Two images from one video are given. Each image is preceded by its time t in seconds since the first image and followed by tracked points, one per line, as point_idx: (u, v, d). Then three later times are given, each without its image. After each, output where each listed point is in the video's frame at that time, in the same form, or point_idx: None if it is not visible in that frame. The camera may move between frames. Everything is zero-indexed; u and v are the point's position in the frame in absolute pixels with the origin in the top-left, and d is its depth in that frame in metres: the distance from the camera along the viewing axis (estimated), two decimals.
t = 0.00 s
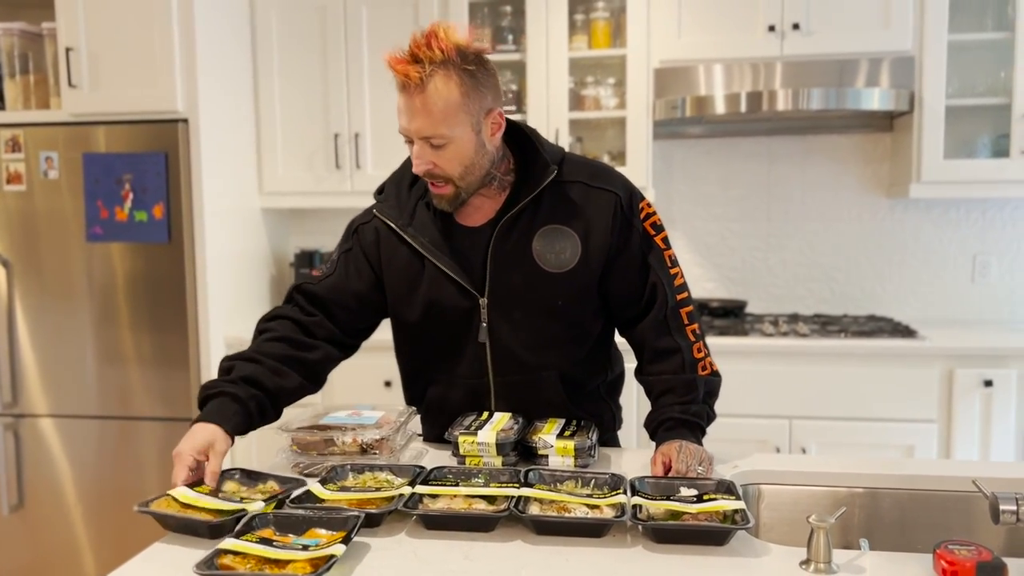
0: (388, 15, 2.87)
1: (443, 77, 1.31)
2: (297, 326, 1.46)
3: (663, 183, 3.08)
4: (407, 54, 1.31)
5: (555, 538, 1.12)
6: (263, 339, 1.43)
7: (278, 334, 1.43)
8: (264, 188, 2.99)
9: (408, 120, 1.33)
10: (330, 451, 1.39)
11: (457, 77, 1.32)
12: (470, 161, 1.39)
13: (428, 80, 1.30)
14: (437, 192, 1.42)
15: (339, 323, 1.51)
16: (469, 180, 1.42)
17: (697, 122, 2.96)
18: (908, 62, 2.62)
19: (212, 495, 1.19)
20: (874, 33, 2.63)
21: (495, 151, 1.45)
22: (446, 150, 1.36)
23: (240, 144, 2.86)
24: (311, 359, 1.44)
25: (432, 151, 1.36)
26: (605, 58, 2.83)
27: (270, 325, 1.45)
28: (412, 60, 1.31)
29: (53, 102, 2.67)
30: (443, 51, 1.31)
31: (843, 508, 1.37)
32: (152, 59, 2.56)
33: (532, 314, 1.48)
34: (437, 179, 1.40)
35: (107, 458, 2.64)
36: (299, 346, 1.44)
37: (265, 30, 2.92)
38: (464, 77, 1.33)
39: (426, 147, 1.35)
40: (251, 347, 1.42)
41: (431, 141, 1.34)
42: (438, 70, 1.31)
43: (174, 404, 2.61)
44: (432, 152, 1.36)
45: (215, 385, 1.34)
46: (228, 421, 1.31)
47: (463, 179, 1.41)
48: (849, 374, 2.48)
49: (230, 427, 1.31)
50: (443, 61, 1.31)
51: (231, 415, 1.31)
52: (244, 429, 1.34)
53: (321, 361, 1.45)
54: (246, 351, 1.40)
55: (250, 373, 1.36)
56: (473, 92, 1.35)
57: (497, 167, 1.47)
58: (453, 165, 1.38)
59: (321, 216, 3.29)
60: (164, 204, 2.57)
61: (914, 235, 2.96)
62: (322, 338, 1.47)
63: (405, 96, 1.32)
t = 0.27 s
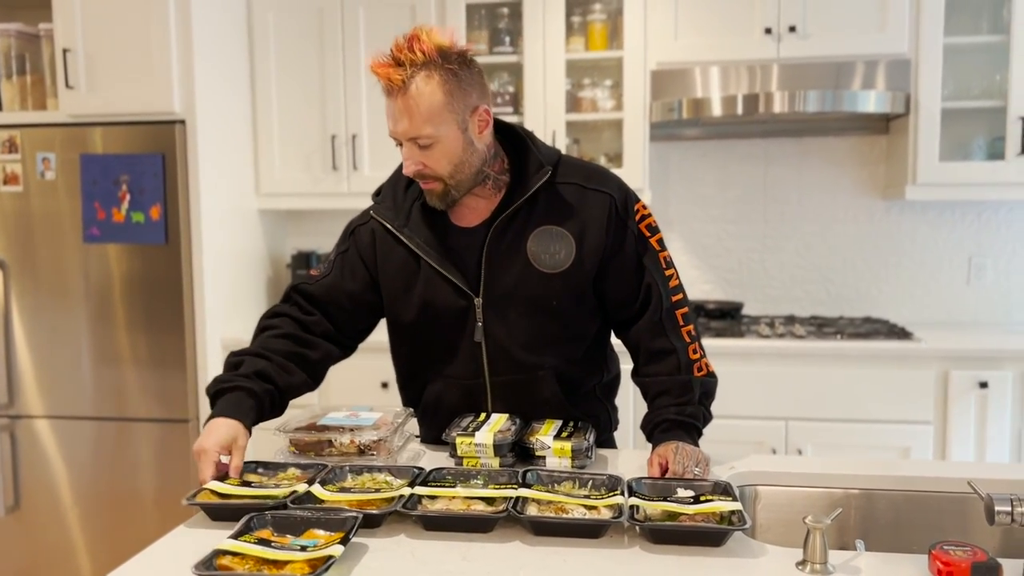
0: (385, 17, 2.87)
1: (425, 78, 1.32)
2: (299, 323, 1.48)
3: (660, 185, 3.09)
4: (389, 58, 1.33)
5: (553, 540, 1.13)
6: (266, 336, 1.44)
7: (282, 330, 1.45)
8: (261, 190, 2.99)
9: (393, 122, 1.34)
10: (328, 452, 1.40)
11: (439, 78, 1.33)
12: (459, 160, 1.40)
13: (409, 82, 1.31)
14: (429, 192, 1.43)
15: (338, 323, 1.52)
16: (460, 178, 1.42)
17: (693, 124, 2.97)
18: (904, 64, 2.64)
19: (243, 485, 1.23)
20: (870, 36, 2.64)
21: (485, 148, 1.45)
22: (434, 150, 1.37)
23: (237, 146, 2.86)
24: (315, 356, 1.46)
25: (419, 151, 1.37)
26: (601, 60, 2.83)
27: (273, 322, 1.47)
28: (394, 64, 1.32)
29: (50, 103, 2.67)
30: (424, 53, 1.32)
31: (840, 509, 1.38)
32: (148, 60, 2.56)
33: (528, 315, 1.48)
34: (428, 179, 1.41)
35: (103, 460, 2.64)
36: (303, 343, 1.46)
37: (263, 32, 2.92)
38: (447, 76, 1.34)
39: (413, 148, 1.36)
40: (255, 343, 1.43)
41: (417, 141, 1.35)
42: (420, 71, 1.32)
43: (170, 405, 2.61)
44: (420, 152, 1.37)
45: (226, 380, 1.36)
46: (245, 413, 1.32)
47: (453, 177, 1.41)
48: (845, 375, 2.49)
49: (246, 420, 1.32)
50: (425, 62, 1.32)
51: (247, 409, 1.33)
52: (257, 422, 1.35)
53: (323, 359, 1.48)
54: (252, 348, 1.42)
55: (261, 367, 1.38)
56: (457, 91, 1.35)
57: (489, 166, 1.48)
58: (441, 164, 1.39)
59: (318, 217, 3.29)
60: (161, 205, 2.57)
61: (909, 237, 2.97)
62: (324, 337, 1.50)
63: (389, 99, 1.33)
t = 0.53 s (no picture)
0: (382, 19, 2.88)
1: (407, 76, 1.33)
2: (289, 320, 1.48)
3: (655, 187, 3.10)
4: (372, 62, 1.35)
5: (550, 541, 1.13)
6: (256, 333, 1.44)
7: (272, 327, 1.45)
8: (257, 192, 2.99)
9: (377, 122, 1.35)
10: (325, 454, 1.40)
11: (422, 76, 1.34)
12: (446, 157, 1.39)
13: (391, 81, 1.33)
14: (419, 192, 1.43)
15: (328, 323, 1.52)
16: (449, 177, 1.42)
17: (689, 126, 2.98)
18: (899, 67, 2.65)
19: (242, 488, 1.24)
20: (865, 39, 2.65)
21: (472, 146, 1.45)
22: (420, 148, 1.37)
23: (233, 149, 2.86)
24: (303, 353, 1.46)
25: (406, 151, 1.37)
26: (598, 63, 2.84)
27: (263, 320, 1.47)
28: (376, 66, 1.34)
29: (46, 105, 2.67)
30: (405, 54, 1.34)
31: (835, 511, 1.38)
32: (144, 62, 2.56)
33: (522, 317, 1.49)
34: (417, 178, 1.40)
35: (98, 462, 2.64)
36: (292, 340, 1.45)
37: (259, 34, 2.92)
38: (429, 74, 1.34)
39: (399, 148, 1.37)
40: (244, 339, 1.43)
41: (403, 140, 1.36)
42: (402, 71, 1.33)
43: (166, 408, 2.61)
44: (407, 151, 1.37)
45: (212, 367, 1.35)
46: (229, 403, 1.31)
47: (442, 176, 1.41)
48: (840, 377, 2.49)
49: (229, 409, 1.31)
50: (407, 63, 1.34)
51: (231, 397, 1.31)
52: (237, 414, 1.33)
53: (311, 357, 1.47)
54: (240, 343, 1.42)
55: (247, 358, 1.37)
56: (440, 89, 1.36)
57: (478, 164, 1.48)
58: (429, 162, 1.38)
59: (314, 220, 3.29)
60: (157, 207, 2.57)
61: (904, 239, 2.98)
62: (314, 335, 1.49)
63: (373, 101, 1.34)
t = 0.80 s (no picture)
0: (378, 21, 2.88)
1: (394, 74, 1.32)
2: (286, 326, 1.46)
3: (651, 189, 3.10)
4: (357, 61, 1.34)
5: (546, 542, 1.13)
6: (254, 341, 1.41)
7: (269, 333, 1.42)
8: (253, 194, 2.99)
9: (365, 123, 1.34)
10: (321, 455, 1.40)
11: (409, 74, 1.33)
12: (435, 155, 1.39)
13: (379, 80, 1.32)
14: (408, 192, 1.42)
15: (326, 329, 1.51)
16: (438, 176, 1.41)
17: (685, 128, 2.98)
18: (894, 69, 2.65)
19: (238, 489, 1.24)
20: (860, 41, 2.66)
21: (461, 145, 1.45)
22: (410, 147, 1.36)
23: (229, 151, 2.86)
24: (304, 359, 1.45)
25: (395, 150, 1.36)
26: (593, 65, 2.85)
27: (257, 326, 1.44)
28: (363, 66, 1.33)
29: (42, 107, 2.66)
30: (392, 53, 1.33)
31: (830, 512, 1.38)
32: (140, 64, 2.56)
33: (517, 320, 1.48)
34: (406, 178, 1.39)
35: (94, 465, 2.63)
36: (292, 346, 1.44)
37: (255, 35, 2.92)
38: (416, 73, 1.34)
39: (389, 148, 1.36)
40: (240, 347, 1.40)
41: (392, 139, 1.34)
42: (389, 70, 1.32)
43: (162, 410, 2.60)
44: (396, 151, 1.36)
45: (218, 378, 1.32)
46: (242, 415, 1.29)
47: (431, 175, 1.40)
48: (836, 378, 2.50)
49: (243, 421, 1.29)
50: (393, 62, 1.33)
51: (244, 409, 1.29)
52: (250, 426, 1.31)
53: (312, 362, 1.46)
54: (238, 351, 1.39)
55: (253, 366, 1.35)
56: (428, 87, 1.35)
57: (467, 165, 1.48)
58: (418, 161, 1.37)
59: (309, 222, 3.28)
60: (153, 209, 2.56)
61: (899, 241, 2.99)
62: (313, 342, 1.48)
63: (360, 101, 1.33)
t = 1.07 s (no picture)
0: (373, 24, 2.88)
1: (393, 75, 1.32)
2: (302, 348, 1.36)
3: (646, 192, 3.11)
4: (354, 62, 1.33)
5: (542, 546, 1.13)
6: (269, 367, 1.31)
7: (288, 360, 1.32)
8: (249, 197, 2.99)
9: (363, 124, 1.33)
10: (316, 460, 1.40)
11: (408, 76, 1.33)
12: (433, 157, 1.39)
13: (378, 80, 1.32)
14: (406, 195, 1.41)
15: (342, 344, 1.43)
16: (437, 179, 1.41)
17: (680, 131, 2.99)
18: (888, 72, 2.66)
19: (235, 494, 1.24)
20: (854, 44, 2.67)
21: (458, 149, 1.46)
22: (409, 148, 1.35)
23: (224, 154, 2.86)
24: (327, 380, 1.36)
25: (394, 152, 1.35)
26: (588, 68, 2.85)
27: (272, 351, 1.33)
28: (361, 67, 1.32)
29: (36, 110, 2.66)
30: (389, 54, 1.33)
31: (826, 515, 1.39)
32: (135, 67, 2.55)
33: (515, 325, 1.49)
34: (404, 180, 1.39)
35: (88, 469, 2.62)
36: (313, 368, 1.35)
37: (251, 39, 2.92)
38: (415, 75, 1.34)
39: (387, 149, 1.35)
40: (258, 376, 1.29)
41: (391, 140, 1.34)
42: (387, 70, 1.32)
43: (158, 414, 2.60)
44: (395, 152, 1.35)
45: (242, 421, 1.22)
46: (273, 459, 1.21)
47: (430, 178, 1.40)
48: (831, 381, 2.50)
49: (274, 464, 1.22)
50: (391, 64, 1.33)
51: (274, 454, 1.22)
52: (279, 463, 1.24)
53: (333, 382, 1.38)
54: (255, 382, 1.28)
55: (278, 402, 1.25)
56: (426, 89, 1.35)
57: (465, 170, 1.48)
58: (417, 163, 1.37)
59: (305, 225, 3.28)
60: (148, 212, 2.56)
61: (894, 243, 2.99)
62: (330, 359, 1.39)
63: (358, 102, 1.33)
